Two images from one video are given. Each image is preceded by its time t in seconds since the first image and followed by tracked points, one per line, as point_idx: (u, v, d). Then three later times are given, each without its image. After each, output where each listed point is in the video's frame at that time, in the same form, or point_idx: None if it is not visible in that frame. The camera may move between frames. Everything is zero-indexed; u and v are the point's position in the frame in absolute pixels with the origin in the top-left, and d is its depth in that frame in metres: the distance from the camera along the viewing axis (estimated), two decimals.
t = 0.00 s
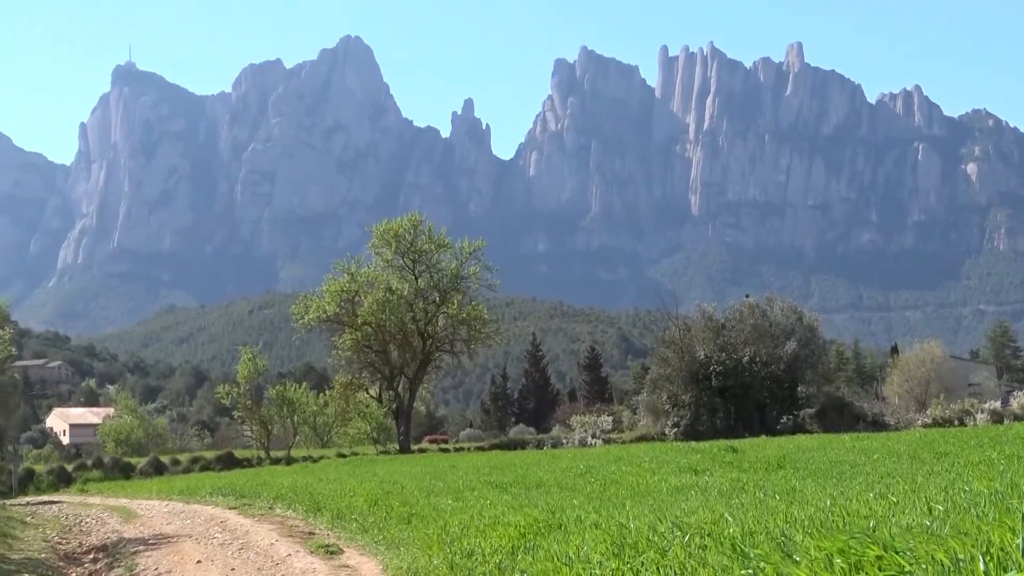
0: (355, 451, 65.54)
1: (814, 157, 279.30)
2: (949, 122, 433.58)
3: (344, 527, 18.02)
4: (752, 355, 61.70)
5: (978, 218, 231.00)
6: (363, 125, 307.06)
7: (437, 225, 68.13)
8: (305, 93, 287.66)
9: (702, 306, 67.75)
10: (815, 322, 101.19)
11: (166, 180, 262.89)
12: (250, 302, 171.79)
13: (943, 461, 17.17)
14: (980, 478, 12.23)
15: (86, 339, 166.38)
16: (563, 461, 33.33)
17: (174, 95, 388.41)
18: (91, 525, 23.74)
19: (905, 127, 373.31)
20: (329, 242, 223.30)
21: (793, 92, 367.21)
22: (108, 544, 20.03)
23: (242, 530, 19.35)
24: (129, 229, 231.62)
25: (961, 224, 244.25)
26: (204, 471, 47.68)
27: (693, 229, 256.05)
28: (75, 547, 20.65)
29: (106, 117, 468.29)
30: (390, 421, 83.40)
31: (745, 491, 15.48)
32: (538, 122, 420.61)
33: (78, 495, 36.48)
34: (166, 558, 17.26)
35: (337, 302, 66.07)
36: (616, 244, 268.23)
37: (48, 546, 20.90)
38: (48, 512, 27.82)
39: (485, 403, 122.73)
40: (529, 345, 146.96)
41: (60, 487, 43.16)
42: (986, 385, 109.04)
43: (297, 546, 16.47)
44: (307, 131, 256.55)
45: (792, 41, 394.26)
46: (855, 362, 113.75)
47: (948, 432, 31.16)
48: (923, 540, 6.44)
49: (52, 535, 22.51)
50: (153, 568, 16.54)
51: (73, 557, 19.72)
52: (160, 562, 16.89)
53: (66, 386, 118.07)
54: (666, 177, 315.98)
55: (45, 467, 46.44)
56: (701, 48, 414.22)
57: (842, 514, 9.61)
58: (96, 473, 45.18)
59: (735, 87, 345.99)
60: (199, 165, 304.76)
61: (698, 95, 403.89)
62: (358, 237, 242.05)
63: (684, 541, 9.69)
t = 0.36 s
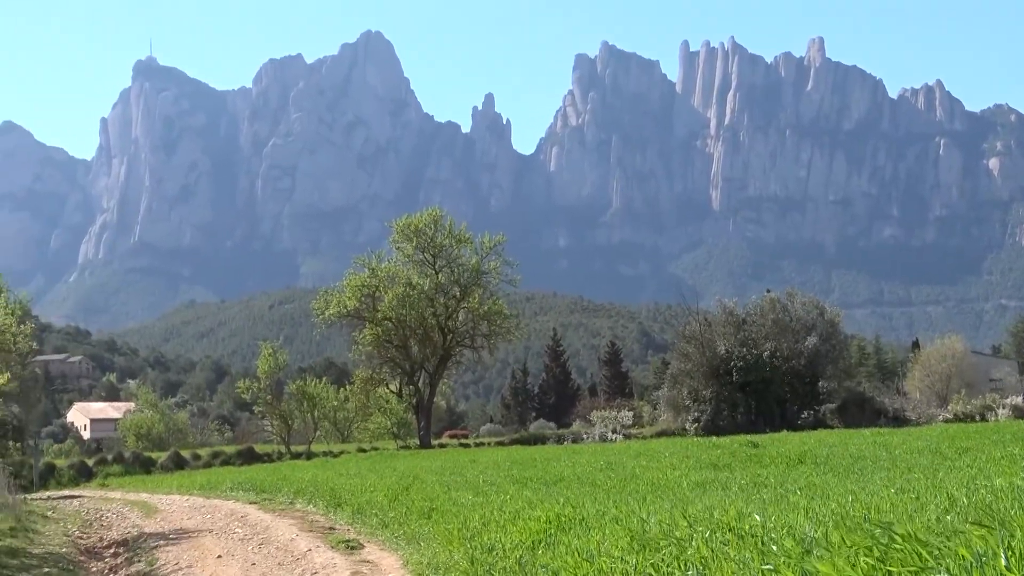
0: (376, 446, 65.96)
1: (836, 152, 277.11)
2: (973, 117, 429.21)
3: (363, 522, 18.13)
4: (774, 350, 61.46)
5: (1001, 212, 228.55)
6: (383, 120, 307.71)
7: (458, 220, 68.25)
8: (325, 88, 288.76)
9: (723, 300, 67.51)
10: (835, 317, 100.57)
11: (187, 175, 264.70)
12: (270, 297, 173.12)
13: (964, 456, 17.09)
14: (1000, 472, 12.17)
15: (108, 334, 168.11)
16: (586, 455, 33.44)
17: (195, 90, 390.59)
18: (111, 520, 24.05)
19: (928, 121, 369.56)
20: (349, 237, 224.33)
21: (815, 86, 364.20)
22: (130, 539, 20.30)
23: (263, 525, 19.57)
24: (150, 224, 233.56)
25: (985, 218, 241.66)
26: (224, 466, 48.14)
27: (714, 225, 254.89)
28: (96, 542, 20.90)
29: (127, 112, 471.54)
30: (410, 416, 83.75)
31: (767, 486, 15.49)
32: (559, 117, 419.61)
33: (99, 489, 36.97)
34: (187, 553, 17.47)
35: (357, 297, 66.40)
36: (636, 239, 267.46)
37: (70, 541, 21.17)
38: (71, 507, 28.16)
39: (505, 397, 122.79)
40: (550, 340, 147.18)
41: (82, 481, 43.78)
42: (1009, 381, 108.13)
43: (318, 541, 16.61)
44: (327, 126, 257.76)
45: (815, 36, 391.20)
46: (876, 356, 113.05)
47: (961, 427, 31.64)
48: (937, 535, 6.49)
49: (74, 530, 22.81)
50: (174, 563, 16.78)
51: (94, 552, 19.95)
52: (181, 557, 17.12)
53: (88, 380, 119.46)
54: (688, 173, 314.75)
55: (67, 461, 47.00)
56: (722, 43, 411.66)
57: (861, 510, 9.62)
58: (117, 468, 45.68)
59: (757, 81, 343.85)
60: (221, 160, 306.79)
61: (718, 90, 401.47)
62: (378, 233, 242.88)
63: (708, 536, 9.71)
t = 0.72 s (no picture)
0: (396, 445, 66.22)
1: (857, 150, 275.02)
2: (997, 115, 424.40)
3: (384, 521, 18.25)
4: (794, 349, 61.14)
5: None
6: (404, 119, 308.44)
7: (478, 218, 68.34)
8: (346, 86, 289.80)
9: (743, 299, 67.21)
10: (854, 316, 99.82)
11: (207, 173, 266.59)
12: (290, 295, 174.05)
13: (986, 456, 16.94)
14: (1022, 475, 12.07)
15: (129, 331, 169.52)
16: (605, 454, 33.44)
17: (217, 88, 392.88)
18: (132, 517, 24.37)
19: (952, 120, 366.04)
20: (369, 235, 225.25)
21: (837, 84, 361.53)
22: (151, 537, 20.55)
23: (283, 523, 19.72)
24: (171, 222, 235.34)
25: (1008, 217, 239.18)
26: (244, 464, 48.58)
27: (734, 223, 253.77)
28: (116, 539, 21.15)
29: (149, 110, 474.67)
30: (430, 414, 83.98)
31: (787, 486, 15.40)
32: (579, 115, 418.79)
33: (120, 487, 37.44)
34: (207, 550, 17.67)
35: (377, 295, 66.64)
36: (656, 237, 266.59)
37: (90, 539, 21.44)
38: (91, 504, 28.52)
39: (525, 396, 122.82)
40: (570, 339, 147.10)
41: (102, 479, 44.33)
42: None
43: (337, 539, 16.74)
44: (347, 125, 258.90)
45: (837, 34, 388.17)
46: (896, 356, 112.20)
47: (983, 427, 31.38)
48: (957, 538, 6.44)
49: (94, 527, 23.11)
50: (195, 560, 16.99)
51: (115, 549, 20.18)
52: (201, 555, 17.29)
53: (109, 378, 120.60)
54: (709, 172, 313.51)
55: (88, 458, 47.61)
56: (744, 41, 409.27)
57: (881, 508, 9.61)
58: (137, 466, 46.23)
59: (778, 80, 341.91)
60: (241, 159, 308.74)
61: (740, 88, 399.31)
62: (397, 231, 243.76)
63: (728, 536, 9.70)
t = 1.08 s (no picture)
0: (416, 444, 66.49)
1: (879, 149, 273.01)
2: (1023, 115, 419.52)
3: (404, 520, 18.38)
4: (814, 349, 60.82)
5: None
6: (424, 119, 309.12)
7: (498, 218, 68.44)
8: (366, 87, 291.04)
9: (763, 299, 66.94)
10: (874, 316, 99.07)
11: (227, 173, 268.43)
12: (310, 294, 175.12)
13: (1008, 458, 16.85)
14: None
15: (151, 331, 171.18)
16: (625, 455, 33.39)
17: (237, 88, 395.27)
18: (153, 516, 24.65)
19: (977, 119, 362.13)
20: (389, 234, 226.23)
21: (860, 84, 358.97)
22: (171, 535, 20.77)
23: (304, 522, 19.89)
24: (192, 222, 237.20)
25: None
26: (265, 463, 48.93)
27: (755, 223, 252.58)
28: (136, 539, 21.36)
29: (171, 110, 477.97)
30: (450, 414, 84.18)
31: (808, 485, 15.36)
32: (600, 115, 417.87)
33: (141, 486, 37.89)
34: (227, 550, 17.81)
35: (398, 295, 66.93)
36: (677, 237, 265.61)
37: (110, 537, 21.67)
38: (112, 503, 28.81)
39: (545, 396, 122.84)
40: (590, 339, 146.96)
41: (122, 477, 44.90)
42: None
43: (358, 539, 16.83)
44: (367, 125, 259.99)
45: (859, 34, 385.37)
46: (916, 356, 111.30)
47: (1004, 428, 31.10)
48: (980, 538, 6.40)
49: (114, 526, 23.34)
50: (215, 559, 17.14)
51: (135, 548, 20.37)
52: (221, 554, 17.45)
53: (129, 377, 121.77)
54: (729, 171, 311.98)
55: (109, 457, 48.19)
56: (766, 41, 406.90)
57: (903, 511, 9.57)
58: (157, 466, 46.81)
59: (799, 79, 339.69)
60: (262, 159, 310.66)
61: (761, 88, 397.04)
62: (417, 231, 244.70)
63: (749, 536, 9.69)
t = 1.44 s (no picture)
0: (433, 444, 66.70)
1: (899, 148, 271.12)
2: None
3: (422, 520, 18.47)
4: (833, 349, 60.43)
5: None
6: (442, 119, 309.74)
7: (516, 218, 68.46)
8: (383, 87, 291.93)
9: (782, 298, 66.57)
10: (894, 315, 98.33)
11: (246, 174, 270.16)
12: (329, 294, 176.35)
13: None
14: None
15: (170, 331, 172.81)
16: (642, 454, 33.36)
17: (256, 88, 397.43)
18: (171, 517, 24.89)
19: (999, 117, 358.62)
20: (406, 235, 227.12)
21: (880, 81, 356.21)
22: (190, 536, 20.97)
23: (323, 522, 20.03)
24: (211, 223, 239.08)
25: None
26: (283, 463, 49.27)
27: (774, 223, 251.53)
28: (155, 539, 21.58)
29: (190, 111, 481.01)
30: (468, 414, 84.30)
31: (825, 486, 15.30)
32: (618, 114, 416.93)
33: (160, 485, 38.36)
34: (245, 550, 17.96)
35: (416, 295, 67.17)
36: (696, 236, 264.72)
37: (129, 538, 21.90)
38: (132, 503, 29.15)
39: (564, 395, 122.78)
40: (607, 338, 146.84)
41: (141, 477, 45.38)
42: None
43: (376, 539, 16.95)
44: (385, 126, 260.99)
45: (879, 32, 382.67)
46: (935, 355, 110.49)
47: None
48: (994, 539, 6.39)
49: (133, 526, 23.60)
50: (234, 559, 17.31)
51: (154, 548, 20.58)
52: (240, 554, 17.61)
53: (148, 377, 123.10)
54: (748, 170, 310.71)
55: (129, 457, 48.60)
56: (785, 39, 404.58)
57: (921, 510, 9.55)
58: (176, 466, 47.28)
59: (819, 77, 337.51)
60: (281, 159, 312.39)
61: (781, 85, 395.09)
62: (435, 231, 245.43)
63: (766, 536, 9.69)
